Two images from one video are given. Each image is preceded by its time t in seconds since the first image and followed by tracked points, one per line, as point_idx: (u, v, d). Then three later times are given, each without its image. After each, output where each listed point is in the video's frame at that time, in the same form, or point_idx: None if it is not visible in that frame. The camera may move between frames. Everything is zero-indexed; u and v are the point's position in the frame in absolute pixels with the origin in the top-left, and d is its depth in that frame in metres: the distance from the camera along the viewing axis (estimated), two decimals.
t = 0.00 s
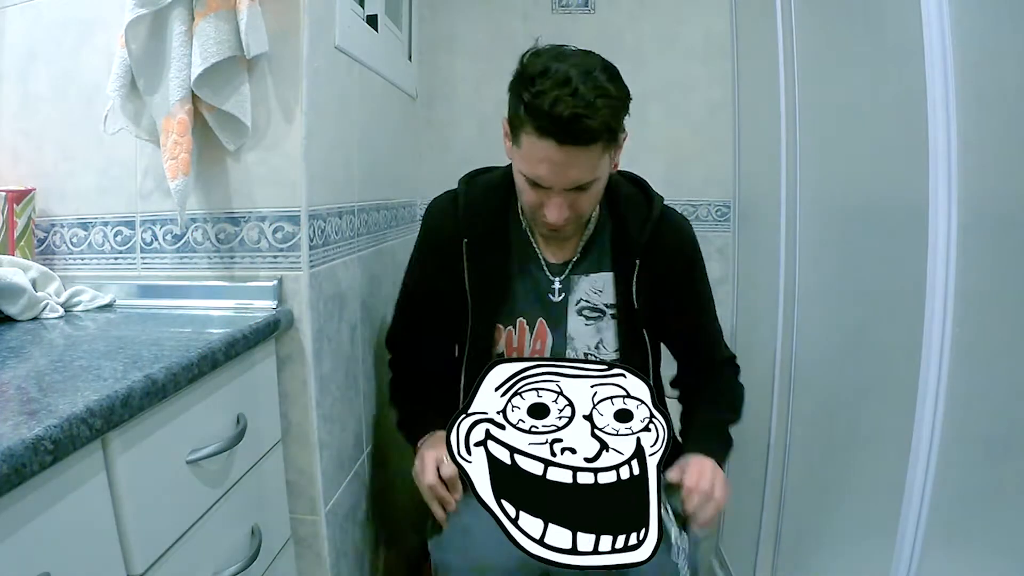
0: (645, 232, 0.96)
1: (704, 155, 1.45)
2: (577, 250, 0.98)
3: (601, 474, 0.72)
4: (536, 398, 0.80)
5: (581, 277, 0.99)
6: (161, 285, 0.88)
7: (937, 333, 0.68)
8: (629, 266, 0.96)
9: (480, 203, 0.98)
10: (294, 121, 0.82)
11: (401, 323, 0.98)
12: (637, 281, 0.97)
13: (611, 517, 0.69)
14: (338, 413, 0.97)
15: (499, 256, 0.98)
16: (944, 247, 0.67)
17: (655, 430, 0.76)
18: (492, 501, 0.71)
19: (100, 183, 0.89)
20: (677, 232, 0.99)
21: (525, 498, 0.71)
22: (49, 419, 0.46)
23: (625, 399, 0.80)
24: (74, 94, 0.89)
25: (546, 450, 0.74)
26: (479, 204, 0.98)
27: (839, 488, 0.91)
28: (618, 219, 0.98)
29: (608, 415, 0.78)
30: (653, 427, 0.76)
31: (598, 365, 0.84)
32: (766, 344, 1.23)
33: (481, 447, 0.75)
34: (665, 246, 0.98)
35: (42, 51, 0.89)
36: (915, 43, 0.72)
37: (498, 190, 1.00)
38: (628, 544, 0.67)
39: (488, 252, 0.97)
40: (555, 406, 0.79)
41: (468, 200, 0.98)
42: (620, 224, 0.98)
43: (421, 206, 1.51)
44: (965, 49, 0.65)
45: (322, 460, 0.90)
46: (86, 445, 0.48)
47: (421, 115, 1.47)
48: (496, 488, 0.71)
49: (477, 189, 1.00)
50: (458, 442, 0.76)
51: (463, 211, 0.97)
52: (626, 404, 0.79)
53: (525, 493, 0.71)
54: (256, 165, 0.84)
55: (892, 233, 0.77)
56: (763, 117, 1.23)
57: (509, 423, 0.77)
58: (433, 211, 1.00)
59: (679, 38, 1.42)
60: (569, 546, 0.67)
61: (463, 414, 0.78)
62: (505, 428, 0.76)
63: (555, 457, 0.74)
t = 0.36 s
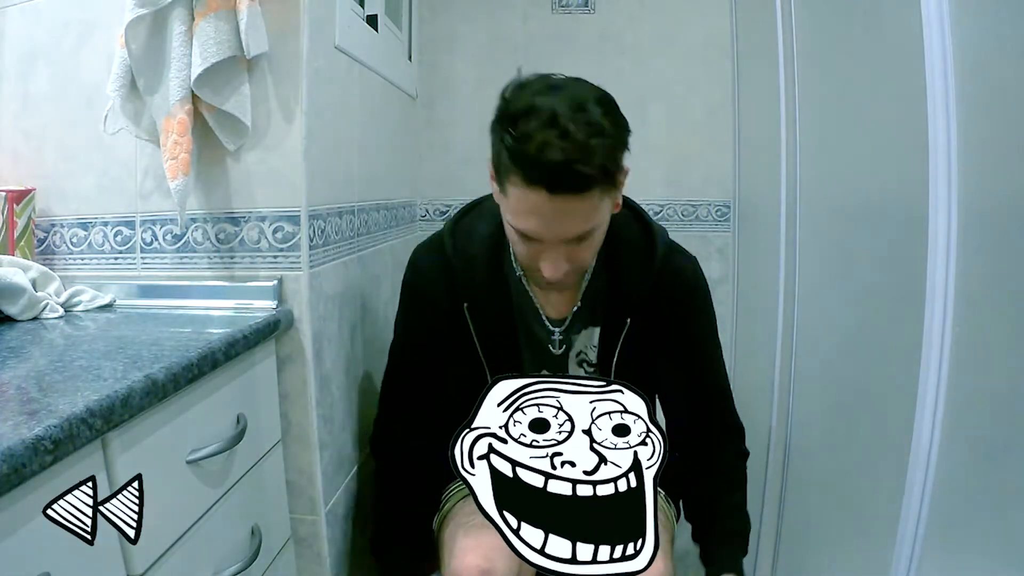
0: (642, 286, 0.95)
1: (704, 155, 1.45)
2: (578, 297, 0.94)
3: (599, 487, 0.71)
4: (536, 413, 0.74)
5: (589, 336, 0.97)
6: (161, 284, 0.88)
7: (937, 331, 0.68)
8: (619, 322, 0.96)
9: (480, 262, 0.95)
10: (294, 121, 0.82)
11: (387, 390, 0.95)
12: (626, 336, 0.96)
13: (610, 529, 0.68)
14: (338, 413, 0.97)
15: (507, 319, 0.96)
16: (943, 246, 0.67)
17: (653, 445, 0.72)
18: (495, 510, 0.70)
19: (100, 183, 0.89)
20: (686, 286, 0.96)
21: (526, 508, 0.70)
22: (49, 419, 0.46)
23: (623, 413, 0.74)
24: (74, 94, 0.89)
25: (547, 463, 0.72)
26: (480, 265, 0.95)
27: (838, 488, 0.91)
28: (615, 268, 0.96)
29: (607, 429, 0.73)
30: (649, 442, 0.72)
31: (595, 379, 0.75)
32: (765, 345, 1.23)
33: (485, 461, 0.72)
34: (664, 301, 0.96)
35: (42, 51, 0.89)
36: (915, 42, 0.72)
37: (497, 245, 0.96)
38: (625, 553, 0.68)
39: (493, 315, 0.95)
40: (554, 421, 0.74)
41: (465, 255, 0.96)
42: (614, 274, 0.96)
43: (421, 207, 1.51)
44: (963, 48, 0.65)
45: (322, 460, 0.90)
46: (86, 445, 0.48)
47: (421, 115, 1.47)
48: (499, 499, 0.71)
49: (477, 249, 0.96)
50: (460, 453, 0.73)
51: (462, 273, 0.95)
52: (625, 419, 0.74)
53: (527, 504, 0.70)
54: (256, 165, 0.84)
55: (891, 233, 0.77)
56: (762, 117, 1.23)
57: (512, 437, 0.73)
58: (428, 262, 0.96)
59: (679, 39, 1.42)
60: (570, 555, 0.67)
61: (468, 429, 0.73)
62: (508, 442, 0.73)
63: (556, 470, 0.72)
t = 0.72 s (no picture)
0: (646, 287, 0.96)
1: (703, 155, 1.46)
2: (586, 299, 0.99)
3: (598, 500, 0.70)
4: (537, 428, 0.75)
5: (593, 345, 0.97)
6: (162, 284, 0.88)
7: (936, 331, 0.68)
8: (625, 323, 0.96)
9: (484, 274, 0.95)
10: (294, 121, 0.82)
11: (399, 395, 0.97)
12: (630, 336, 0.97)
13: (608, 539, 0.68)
14: (338, 413, 0.97)
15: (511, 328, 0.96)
16: (944, 245, 0.67)
17: (649, 458, 0.72)
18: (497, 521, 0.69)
19: (101, 182, 0.89)
20: (686, 284, 0.99)
21: (527, 518, 0.69)
22: (49, 419, 0.46)
23: (621, 429, 0.75)
24: (74, 94, 0.89)
25: (546, 476, 0.72)
26: (482, 275, 0.95)
27: (838, 488, 0.91)
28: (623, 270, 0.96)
29: (605, 444, 0.74)
30: (647, 455, 0.73)
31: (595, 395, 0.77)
32: (765, 345, 1.23)
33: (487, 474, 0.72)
34: (665, 302, 0.98)
35: (42, 51, 0.89)
36: (915, 41, 0.72)
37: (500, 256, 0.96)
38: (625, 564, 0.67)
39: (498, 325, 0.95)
40: (554, 434, 0.75)
41: (467, 266, 0.96)
42: (621, 277, 0.96)
43: (421, 207, 1.51)
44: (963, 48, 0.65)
45: (321, 460, 0.90)
46: (86, 445, 0.48)
47: (421, 115, 1.47)
48: (500, 509, 0.70)
49: (481, 259, 0.96)
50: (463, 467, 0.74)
51: (464, 283, 0.95)
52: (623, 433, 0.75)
53: (528, 514, 0.69)
54: (256, 165, 0.84)
55: (891, 233, 0.77)
56: (762, 117, 1.23)
57: (512, 450, 0.74)
58: (433, 271, 0.97)
59: (679, 39, 1.42)
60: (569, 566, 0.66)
61: (470, 443, 0.74)
62: (508, 456, 0.73)
63: (556, 483, 0.71)
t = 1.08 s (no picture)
0: (646, 285, 0.98)
1: (703, 155, 1.46)
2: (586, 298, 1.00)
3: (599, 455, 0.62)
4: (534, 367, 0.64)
5: (593, 340, 0.98)
6: (161, 285, 0.88)
7: (937, 331, 0.68)
8: (625, 319, 0.98)
9: (484, 275, 0.97)
10: (294, 121, 0.82)
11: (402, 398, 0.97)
12: (630, 332, 0.98)
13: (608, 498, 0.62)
14: (338, 413, 0.97)
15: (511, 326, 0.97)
16: (944, 246, 0.67)
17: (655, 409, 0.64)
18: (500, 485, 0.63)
19: (100, 182, 0.89)
20: (685, 283, 1.00)
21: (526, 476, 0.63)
22: (49, 419, 0.46)
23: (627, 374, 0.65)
24: (74, 94, 0.89)
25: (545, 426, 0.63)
26: (482, 276, 0.97)
27: (838, 488, 0.91)
28: (621, 267, 0.99)
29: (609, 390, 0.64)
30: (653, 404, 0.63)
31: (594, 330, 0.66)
32: (765, 345, 1.23)
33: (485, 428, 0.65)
34: (665, 301, 0.99)
35: (42, 51, 0.89)
36: (915, 41, 0.72)
37: (500, 258, 0.98)
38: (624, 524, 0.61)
39: (500, 324, 0.97)
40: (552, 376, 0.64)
41: (468, 268, 0.97)
42: (620, 274, 0.99)
43: (421, 207, 1.51)
44: (963, 48, 0.65)
45: (321, 459, 0.90)
46: (86, 445, 0.48)
47: (421, 115, 1.47)
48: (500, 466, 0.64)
49: (482, 261, 0.98)
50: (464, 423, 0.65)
51: (464, 283, 0.97)
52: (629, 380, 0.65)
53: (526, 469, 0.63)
54: (256, 164, 0.84)
55: (891, 234, 0.77)
56: (763, 117, 1.23)
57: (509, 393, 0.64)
58: (433, 272, 0.97)
59: (679, 39, 1.42)
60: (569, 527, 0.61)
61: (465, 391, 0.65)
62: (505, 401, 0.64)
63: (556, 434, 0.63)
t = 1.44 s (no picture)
0: (644, 284, 0.98)
1: (703, 155, 1.46)
2: (587, 297, 1.00)
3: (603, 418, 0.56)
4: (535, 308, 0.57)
5: (593, 340, 0.98)
6: (161, 285, 0.88)
7: (937, 330, 0.68)
8: (621, 317, 0.98)
9: (484, 275, 0.97)
10: (294, 121, 0.82)
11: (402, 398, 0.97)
12: (627, 330, 0.98)
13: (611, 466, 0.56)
14: (338, 413, 0.97)
15: (510, 326, 0.97)
16: (944, 246, 0.67)
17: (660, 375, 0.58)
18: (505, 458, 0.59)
19: (100, 182, 0.89)
20: (685, 283, 1.00)
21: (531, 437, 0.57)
22: (49, 419, 0.46)
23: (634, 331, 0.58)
24: (74, 94, 0.89)
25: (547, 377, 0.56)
26: (481, 275, 0.97)
27: (839, 488, 0.91)
28: (621, 267, 1.00)
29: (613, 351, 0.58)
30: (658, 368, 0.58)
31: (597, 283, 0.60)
32: (765, 345, 1.23)
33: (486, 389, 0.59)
34: (664, 300, 0.99)
35: (42, 51, 0.89)
36: (915, 41, 0.72)
37: (499, 258, 0.98)
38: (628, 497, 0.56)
39: (499, 325, 0.97)
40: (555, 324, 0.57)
41: (468, 268, 0.97)
42: (619, 272, 0.99)
43: (421, 207, 1.51)
44: (963, 48, 0.65)
45: (321, 459, 0.90)
46: (85, 445, 0.48)
47: (421, 115, 1.47)
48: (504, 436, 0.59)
49: (482, 261, 0.98)
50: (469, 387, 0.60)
51: (464, 283, 0.97)
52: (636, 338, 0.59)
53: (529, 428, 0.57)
54: (256, 164, 0.84)
55: (891, 234, 0.77)
56: (763, 117, 1.23)
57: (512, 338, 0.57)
58: (433, 273, 0.97)
59: (679, 39, 1.42)
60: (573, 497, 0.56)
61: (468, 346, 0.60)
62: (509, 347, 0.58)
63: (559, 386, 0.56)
